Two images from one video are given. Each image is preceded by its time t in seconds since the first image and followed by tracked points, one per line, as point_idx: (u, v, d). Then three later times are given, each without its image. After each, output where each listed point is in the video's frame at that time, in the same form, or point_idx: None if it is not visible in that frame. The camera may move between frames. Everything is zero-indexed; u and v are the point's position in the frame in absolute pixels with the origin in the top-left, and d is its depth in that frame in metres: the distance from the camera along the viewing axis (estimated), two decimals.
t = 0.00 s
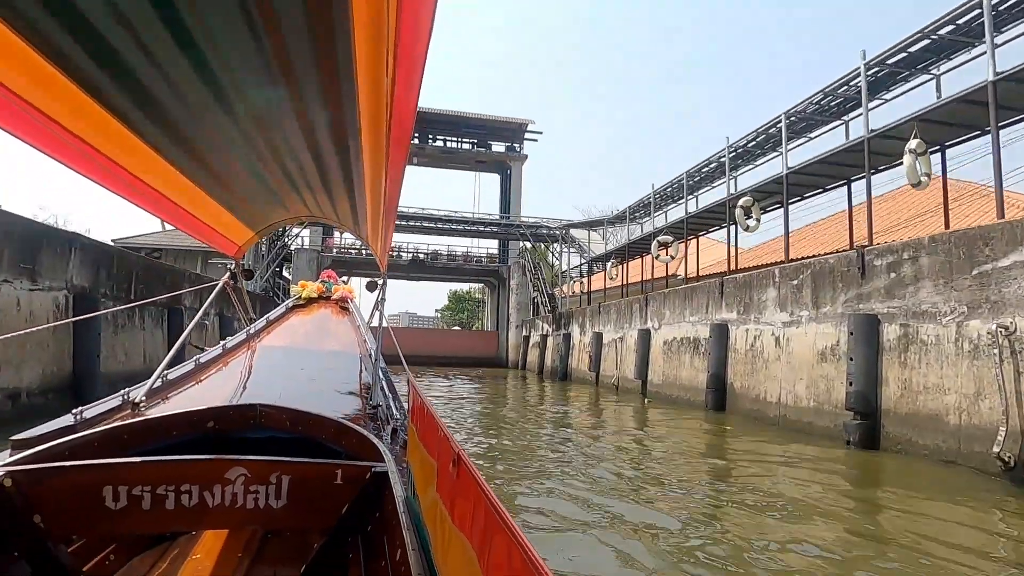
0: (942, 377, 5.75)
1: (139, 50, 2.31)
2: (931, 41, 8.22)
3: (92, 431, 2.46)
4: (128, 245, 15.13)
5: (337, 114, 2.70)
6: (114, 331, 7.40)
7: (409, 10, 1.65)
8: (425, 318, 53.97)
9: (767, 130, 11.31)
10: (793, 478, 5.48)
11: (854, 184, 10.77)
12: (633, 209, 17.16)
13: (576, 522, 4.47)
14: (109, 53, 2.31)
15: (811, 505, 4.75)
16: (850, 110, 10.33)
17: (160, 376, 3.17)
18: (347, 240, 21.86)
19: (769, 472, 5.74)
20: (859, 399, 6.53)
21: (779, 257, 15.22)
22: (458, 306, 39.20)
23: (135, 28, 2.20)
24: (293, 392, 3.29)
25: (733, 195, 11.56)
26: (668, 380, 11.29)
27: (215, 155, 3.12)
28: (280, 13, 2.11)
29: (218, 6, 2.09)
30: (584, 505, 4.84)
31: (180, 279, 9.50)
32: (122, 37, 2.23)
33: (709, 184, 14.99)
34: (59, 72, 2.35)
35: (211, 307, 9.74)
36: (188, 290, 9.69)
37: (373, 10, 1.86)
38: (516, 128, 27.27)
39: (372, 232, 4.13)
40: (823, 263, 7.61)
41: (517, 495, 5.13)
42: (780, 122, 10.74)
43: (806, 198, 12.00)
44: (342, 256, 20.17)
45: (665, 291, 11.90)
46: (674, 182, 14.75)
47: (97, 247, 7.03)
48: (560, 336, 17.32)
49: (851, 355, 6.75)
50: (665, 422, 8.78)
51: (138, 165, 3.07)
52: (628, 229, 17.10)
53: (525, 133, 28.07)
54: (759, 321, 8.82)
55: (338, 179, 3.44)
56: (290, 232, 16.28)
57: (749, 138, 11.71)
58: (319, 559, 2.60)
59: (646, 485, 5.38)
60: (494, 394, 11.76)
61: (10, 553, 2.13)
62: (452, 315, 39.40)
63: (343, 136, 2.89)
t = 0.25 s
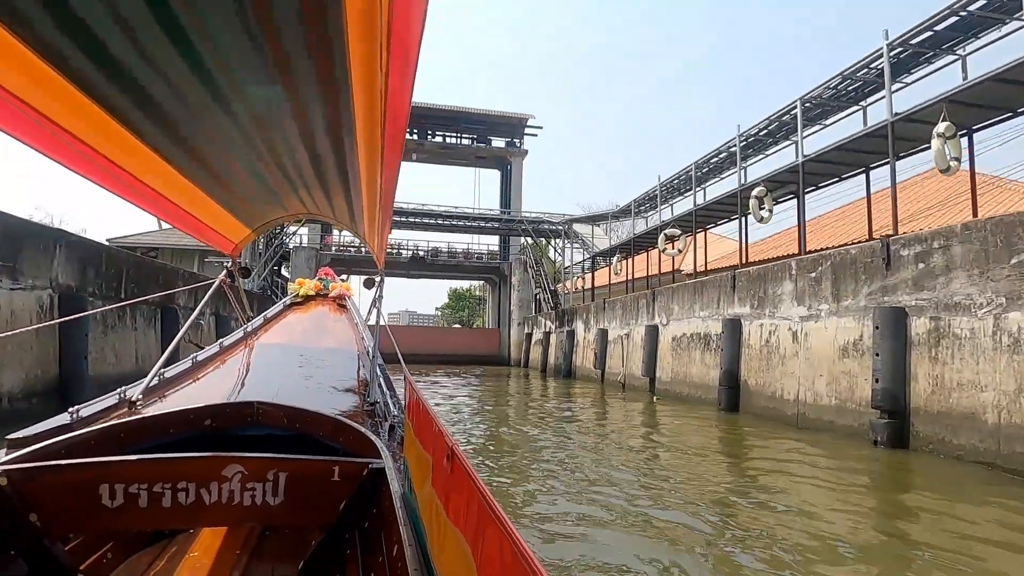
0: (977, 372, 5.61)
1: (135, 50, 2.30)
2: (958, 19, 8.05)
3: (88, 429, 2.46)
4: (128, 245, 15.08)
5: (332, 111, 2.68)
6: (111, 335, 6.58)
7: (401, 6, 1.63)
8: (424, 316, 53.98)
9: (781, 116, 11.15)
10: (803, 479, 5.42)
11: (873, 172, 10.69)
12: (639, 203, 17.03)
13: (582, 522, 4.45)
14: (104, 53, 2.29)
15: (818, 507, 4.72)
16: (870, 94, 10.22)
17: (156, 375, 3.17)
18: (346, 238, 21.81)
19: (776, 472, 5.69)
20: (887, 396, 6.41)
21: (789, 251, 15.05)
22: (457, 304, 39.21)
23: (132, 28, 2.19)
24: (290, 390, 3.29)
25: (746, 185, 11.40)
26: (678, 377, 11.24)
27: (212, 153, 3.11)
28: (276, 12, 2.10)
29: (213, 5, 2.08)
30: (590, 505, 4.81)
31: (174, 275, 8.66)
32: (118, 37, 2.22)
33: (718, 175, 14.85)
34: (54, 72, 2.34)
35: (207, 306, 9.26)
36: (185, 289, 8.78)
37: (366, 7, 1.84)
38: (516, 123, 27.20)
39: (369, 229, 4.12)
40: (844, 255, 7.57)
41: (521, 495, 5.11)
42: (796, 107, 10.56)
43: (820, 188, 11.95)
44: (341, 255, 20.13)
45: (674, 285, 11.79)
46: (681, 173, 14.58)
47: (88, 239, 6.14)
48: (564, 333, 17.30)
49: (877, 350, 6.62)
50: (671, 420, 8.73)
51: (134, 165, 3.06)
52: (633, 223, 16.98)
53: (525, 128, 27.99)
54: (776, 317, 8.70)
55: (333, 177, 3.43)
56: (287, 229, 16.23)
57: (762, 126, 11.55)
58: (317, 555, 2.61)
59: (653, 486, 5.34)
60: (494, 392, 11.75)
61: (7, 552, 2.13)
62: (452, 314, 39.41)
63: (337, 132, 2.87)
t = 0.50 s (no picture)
0: None
1: (134, 53, 2.31)
2: None
3: (94, 436, 2.47)
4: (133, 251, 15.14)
5: (333, 112, 2.67)
6: (106, 343, 6.51)
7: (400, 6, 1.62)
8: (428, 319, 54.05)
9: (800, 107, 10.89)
10: (818, 487, 5.34)
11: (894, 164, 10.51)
12: (649, 201, 16.82)
13: (592, 531, 4.39)
14: (103, 56, 2.30)
15: (828, 514, 4.66)
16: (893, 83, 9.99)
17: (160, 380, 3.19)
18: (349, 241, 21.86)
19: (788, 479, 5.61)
20: (925, 400, 5.99)
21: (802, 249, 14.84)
22: (463, 308, 39.24)
23: (130, 31, 2.19)
24: (293, 395, 3.31)
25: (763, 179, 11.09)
26: (693, 381, 11.01)
27: (212, 155, 3.11)
28: (276, 13, 2.09)
29: (213, 7, 2.08)
30: (600, 514, 4.76)
31: (174, 281, 8.58)
32: (117, 40, 2.23)
33: (731, 170, 14.63)
34: (51, 74, 2.35)
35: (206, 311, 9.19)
36: (185, 293, 8.78)
37: (365, 7, 1.82)
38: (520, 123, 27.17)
39: (371, 232, 4.13)
40: (873, 250, 7.21)
41: (528, 502, 5.07)
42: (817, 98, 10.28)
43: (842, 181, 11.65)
44: (344, 258, 20.14)
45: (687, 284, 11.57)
46: (693, 170, 14.35)
47: (82, 244, 6.08)
48: (572, 336, 17.21)
49: (913, 350, 6.19)
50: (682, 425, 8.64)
51: (132, 167, 3.07)
52: (643, 222, 16.78)
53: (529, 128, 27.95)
54: (799, 316, 8.34)
55: (335, 179, 3.42)
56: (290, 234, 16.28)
57: (780, 118, 11.29)
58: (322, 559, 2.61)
59: (664, 494, 5.27)
60: (501, 398, 11.66)
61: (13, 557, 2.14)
62: (457, 317, 39.44)
63: (338, 134, 2.86)
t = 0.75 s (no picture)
0: None
1: (132, 56, 2.31)
2: None
3: (96, 439, 2.48)
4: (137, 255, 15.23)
5: (332, 113, 2.67)
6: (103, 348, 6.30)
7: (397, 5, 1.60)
8: (434, 320, 54.17)
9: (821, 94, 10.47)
10: (834, 489, 5.26)
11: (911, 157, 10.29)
12: (659, 196, 16.43)
13: (600, 534, 4.35)
14: (101, 59, 2.31)
15: (838, 518, 4.59)
16: (918, 68, 9.63)
17: (162, 383, 3.21)
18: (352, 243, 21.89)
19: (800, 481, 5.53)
20: (965, 401, 5.61)
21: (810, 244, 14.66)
22: (465, 308, 39.27)
23: (129, 33, 2.19)
24: (295, 396, 3.32)
25: (783, 171, 10.64)
26: (709, 380, 10.80)
27: (211, 157, 3.12)
28: (273, 13, 2.09)
29: (210, 9, 2.07)
30: (608, 518, 4.72)
31: (173, 283, 8.35)
32: (114, 43, 2.23)
33: (746, 164, 14.29)
34: (48, 78, 2.35)
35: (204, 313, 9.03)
36: (183, 296, 8.59)
37: (364, 6, 1.80)
38: (524, 121, 27.16)
39: (372, 233, 4.14)
40: (904, 242, 6.83)
41: (535, 506, 5.04)
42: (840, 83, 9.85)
43: (863, 172, 11.44)
44: (347, 259, 20.19)
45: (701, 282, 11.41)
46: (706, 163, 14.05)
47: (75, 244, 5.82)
48: (580, 336, 17.15)
49: (952, 347, 5.82)
50: (690, 426, 8.55)
51: (131, 170, 3.09)
52: (653, 218, 16.41)
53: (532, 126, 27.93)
54: (822, 314, 8.06)
55: (335, 180, 3.43)
56: (291, 235, 16.31)
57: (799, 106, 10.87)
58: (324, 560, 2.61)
59: (675, 496, 5.21)
60: (505, 399, 11.64)
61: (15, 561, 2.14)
62: (460, 317, 39.48)
63: (337, 135, 2.86)
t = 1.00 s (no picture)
0: None
1: (137, 51, 2.31)
2: None
3: (102, 434, 2.50)
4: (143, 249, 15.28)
5: (337, 108, 2.66)
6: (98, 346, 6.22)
7: (405, 5, 1.60)
8: (432, 318, 54.14)
9: (844, 85, 10.07)
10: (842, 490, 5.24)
11: (929, 153, 9.97)
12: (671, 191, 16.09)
13: (608, 534, 4.32)
14: (108, 55, 2.31)
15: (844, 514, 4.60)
16: (951, 55, 9.33)
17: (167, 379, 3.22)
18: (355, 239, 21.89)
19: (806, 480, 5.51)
20: (1013, 410, 5.00)
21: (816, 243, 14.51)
22: (470, 307, 39.27)
23: (134, 29, 2.19)
24: (300, 393, 3.33)
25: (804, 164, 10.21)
26: (725, 382, 10.09)
27: (214, 153, 3.11)
28: (278, 9, 2.09)
29: (216, 6, 2.07)
30: (615, 516, 4.71)
31: (172, 279, 8.28)
32: (119, 38, 2.23)
33: (763, 158, 13.94)
34: (55, 74, 2.36)
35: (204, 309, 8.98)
36: (180, 287, 8.43)
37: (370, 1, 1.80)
38: (531, 118, 27.11)
39: (375, 231, 4.15)
40: (940, 238, 6.18)
41: (540, 504, 5.02)
42: (866, 72, 9.45)
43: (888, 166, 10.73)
44: (352, 255, 20.23)
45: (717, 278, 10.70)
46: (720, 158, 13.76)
47: (71, 239, 5.74)
48: (586, 335, 17.03)
49: (997, 350, 5.23)
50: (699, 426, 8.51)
51: (137, 166, 3.09)
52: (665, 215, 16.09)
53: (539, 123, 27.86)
54: (848, 314, 7.39)
55: (339, 177, 3.43)
56: (295, 231, 16.28)
57: (821, 97, 10.47)
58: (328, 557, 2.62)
59: (683, 494, 5.19)
60: (507, 400, 11.57)
61: (22, 556, 2.14)
62: (465, 315, 39.50)
63: (343, 132, 2.86)
